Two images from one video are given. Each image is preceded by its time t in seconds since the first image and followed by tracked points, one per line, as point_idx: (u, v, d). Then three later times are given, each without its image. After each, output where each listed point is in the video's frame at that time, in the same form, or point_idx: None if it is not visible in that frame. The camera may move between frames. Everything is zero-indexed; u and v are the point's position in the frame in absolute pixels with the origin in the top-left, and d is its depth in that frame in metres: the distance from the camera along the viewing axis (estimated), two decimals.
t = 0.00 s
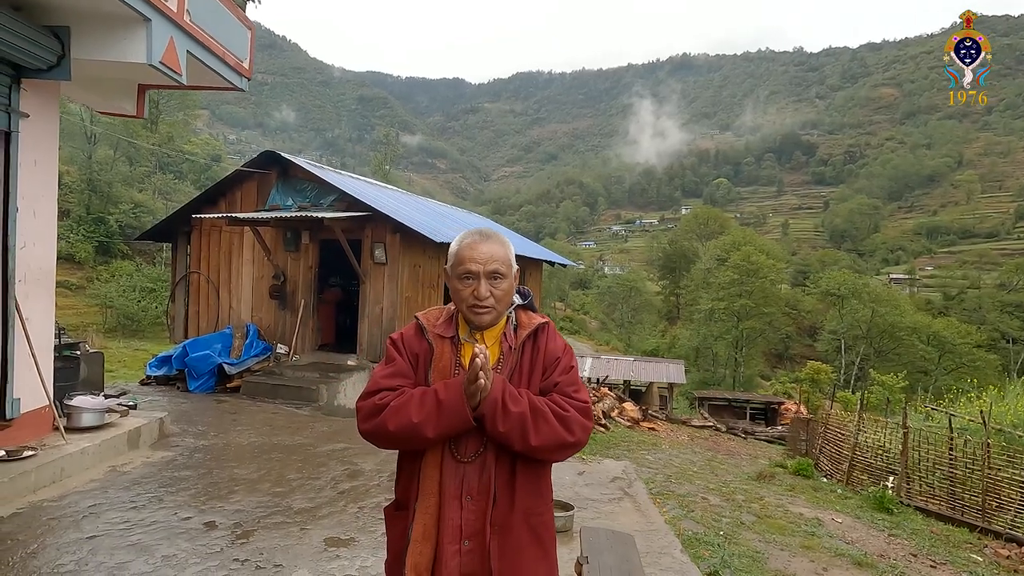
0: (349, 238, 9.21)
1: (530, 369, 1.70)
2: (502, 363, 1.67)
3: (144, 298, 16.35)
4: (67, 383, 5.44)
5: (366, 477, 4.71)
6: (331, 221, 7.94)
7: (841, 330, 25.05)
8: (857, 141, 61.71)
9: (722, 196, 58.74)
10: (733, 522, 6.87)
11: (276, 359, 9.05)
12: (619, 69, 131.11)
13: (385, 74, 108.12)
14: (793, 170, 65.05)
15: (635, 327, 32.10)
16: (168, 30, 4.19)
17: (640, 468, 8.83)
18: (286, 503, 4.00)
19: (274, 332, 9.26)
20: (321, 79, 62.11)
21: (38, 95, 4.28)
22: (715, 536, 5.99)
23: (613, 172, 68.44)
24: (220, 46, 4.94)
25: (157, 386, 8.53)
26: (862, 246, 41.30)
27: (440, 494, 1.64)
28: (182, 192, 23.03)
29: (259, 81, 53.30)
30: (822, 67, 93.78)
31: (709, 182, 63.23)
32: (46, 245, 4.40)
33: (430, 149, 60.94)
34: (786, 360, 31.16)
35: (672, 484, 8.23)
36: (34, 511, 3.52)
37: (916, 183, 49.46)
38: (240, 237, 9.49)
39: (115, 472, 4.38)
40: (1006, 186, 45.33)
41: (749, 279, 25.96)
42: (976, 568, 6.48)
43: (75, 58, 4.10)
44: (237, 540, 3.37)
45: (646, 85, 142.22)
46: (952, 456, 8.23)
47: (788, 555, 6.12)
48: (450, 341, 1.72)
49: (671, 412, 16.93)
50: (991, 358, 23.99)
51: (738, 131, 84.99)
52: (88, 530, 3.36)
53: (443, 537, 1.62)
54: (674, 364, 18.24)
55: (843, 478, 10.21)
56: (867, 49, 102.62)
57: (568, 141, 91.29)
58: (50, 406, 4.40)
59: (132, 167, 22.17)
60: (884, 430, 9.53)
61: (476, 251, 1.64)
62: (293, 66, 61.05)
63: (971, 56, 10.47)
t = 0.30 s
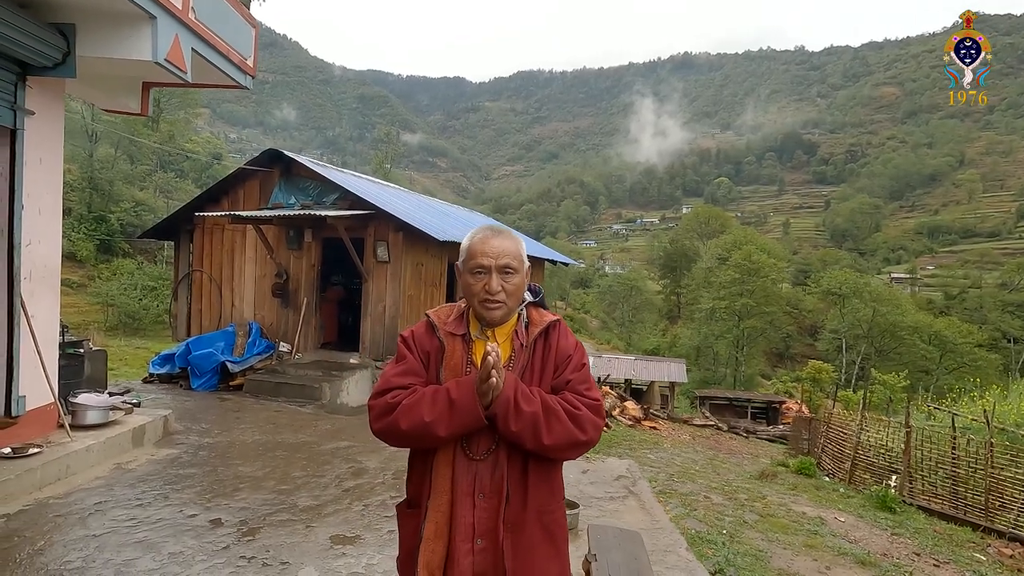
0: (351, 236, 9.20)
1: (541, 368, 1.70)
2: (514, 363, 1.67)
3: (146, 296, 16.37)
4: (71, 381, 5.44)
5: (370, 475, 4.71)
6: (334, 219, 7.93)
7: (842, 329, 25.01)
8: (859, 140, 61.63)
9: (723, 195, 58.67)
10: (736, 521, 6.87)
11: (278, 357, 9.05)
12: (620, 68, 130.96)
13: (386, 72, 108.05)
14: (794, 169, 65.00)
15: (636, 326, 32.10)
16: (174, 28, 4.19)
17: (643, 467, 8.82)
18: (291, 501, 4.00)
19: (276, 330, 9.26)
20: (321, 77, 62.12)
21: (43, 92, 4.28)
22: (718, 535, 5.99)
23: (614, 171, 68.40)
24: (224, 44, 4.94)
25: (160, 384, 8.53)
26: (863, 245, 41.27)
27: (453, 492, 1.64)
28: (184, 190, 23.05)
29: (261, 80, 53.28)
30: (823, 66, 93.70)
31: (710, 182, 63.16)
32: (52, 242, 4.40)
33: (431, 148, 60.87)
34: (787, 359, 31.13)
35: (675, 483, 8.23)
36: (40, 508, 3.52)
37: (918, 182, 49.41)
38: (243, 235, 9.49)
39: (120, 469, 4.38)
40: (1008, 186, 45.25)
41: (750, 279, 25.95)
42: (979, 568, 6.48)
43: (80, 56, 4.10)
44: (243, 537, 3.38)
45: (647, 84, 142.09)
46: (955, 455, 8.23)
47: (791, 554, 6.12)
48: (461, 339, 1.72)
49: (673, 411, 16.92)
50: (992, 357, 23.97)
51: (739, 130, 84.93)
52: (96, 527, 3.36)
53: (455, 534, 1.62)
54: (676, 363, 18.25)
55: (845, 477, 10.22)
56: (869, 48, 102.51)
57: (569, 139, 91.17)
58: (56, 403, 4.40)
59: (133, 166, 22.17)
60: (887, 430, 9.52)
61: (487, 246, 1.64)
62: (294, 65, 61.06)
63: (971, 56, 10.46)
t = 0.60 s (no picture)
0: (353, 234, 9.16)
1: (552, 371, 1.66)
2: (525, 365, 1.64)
3: (145, 294, 16.34)
4: (73, 379, 5.42)
5: (373, 474, 4.68)
6: (335, 217, 7.89)
7: (842, 328, 25.00)
8: (859, 139, 61.63)
9: (723, 194, 58.68)
10: (739, 521, 6.85)
11: (280, 356, 9.03)
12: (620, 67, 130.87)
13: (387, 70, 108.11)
14: (794, 168, 65.02)
15: (636, 325, 32.06)
16: (176, 25, 4.16)
17: (644, 466, 8.81)
18: (294, 501, 3.97)
19: (277, 328, 9.24)
20: (321, 75, 62.03)
21: (44, 89, 4.24)
22: (721, 534, 5.97)
23: (615, 169, 68.41)
24: (226, 41, 4.91)
25: (161, 382, 8.51)
26: (863, 244, 41.26)
27: (462, 495, 1.61)
28: (184, 188, 23.02)
29: (260, 78, 53.15)
30: (824, 65, 93.70)
31: (711, 180, 63.15)
32: (53, 239, 4.37)
33: (431, 146, 60.79)
34: (787, 358, 31.10)
35: (677, 482, 8.21)
36: (42, 508, 3.50)
37: (918, 181, 49.41)
38: (244, 233, 9.46)
39: (122, 468, 4.35)
40: (1009, 185, 45.23)
41: (750, 277, 25.95)
42: (983, 568, 6.46)
43: (81, 52, 4.07)
44: (246, 537, 3.36)
45: (647, 82, 142.04)
46: (958, 455, 8.20)
47: (793, 553, 6.10)
48: (470, 339, 1.69)
49: (674, 410, 16.91)
50: (992, 356, 23.93)
51: (740, 129, 84.86)
52: (98, 527, 3.34)
53: (465, 535, 1.59)
54: (677, 362, 18.25)
55: (847, 476, 10.19)
56: (870, 47, 102.34)
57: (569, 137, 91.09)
58: (57, 402, 4.38)
59: (133, 164, 22.13)
60: (890, 430, 9.48)
61: (498, 241, 1.61)
62: (294, 63, 60.96)
63: (971, 56, 10.42)
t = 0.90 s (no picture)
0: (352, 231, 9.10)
1: (564, 371, 1.60)
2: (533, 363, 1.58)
3: (143, 292, 16.28)
4: (69, 378, 5.36)
5: (373, 474, 4.64)
6: (333, 214, 7.82)
7: (840, 326, 25.01)
8: (857, 137, 61.68)
9: (722, 192, 58.71)
10: (740, 519, 6.82)
11: (278, 353, 8.97)
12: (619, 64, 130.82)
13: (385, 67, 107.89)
14: (792, 166, 65.06)
15: (634, 323, 31.97)
16: (172, 17, 4.09)
17: (644, 465, 8.78)
18: (293, 500, 3.93)
19: (276, 326, 9.18)
20: (319, 73, 61.86)
21: (38, 83, 4.17)
22: (721, 532, 5.92)
23: (613, 167, 68.31)
24: (223, 34, 4.83)
25: (158, 380, 8.46)
26: (861, 242, 41.29)
27: (465, 499, 1.56)
28: (182, 186, 22.94)
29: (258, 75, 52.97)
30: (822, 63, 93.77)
31: (709, 178, 63.08)
32: (48, 235, 4.31)
33: (430, 144, 60.65)
34: (785, 356, 31.10)
35: (678, 481, 8.18)
36: (37, 509, 3.44)
37: (916, 179, 49.44)
38: (242, 230, 9.39)
39: (118, 468, 4.30)
40: (1007, 182, 45.27)
41: (749, 275, 25.97)
42: (986, 566, 6.44)
43: (76, 46, 4.01)
44: (244, 538, 3.30)
45: (646, 80, 141.91)
46: (959, 453, 8.17)
47: (795, 552, 6.07)
48: (473, 335, 1.63)
49: (673, 408, 16.91)
50: (990, 354, 23.93)
51: (739, 127, 84.77)
52: (93, 528, 3.28)
53: (469, 536, 1.54)
54: (676, 360, 18.23)
55: (847, 474, 10.15)
56: (868, 45, 102.41)
57: (568, 135, 91.04)
58: (53, 401, 4.32)
59: (130, 161, 22.03)
60: (890, 427, 9.45)
61: (504, 233, 1.56)
62: (292, 60, 60.78)
63: (971, 56, 10.35)
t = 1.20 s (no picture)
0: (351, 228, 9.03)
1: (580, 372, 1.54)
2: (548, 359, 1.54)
3: (140, 289, 16.21)
4: (67, 375, 5.30)
5: (374, 472, 4.60)
6: (333, 210, 7.76)
7: (838, 322, 25.02)
8: (855, 134, 61.80)
9: (720, 189, 58.72)
10: (741, 516, 6.80)
11: (277, 351, 8.91)
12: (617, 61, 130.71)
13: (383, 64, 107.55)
14: (790, 163, 65.12)
15: (632, 319, 31.54)
16: (170, 10, 4.02)
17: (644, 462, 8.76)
18: (294, 500, 3.88)
19: (275, 323, 9.11)
20: (317, 69, 61.60)
21: (33, 76, 4.11)
22: (722, 530, 5.88)
23: (611, 164, 68.22)
24: (221, 28, 4.76)
25: (156, 378, 8.40)
26: (859, 239, 41.34)
27: (476, 499, 1.52)
28: (179, 182, 22.83)
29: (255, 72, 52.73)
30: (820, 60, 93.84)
31: (707, 176, 63.07)
32: (44, 231, 4.25)
33: (427, 141, 60.53)
34: (782, 353, 31.13)
35: (678, 478, 8.14)
36: (35, 508, 3.40)
37: (913, 176, 49.56)
38: (240, 226, 9.32)
39: (117, 467, 4.25)
40: (1003, 180, 45.33)
41: (747, 272, 25.98)
42: (987, 564, 6.42)
43: (71, 39, 3.95)
44: (245, 538, 3.26)
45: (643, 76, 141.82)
46: (960, 450, 8.15)
47: (797, 549, 6.05)
48: (482, 331, 1.59)
49: (672, 405, 16.92)
50: (986, 351, 23.96)
51: (737, 123, 84.68)
52: (92, 528, 3.24)
53: (481, 538, 1.50)
54: (675, 357, 18.20)
55: (847, 471, 10.10)
56: (866, 42, 102.48)
57: (566, 132, 90.92)
58: (50, 399, 4.27)
59: (127, 158, 21.91)
60: (891, 424, 9.41)
61: (517, 225, 1.54)
62: (289, 56, 60.50)
63: (971, 56, 10.27)
